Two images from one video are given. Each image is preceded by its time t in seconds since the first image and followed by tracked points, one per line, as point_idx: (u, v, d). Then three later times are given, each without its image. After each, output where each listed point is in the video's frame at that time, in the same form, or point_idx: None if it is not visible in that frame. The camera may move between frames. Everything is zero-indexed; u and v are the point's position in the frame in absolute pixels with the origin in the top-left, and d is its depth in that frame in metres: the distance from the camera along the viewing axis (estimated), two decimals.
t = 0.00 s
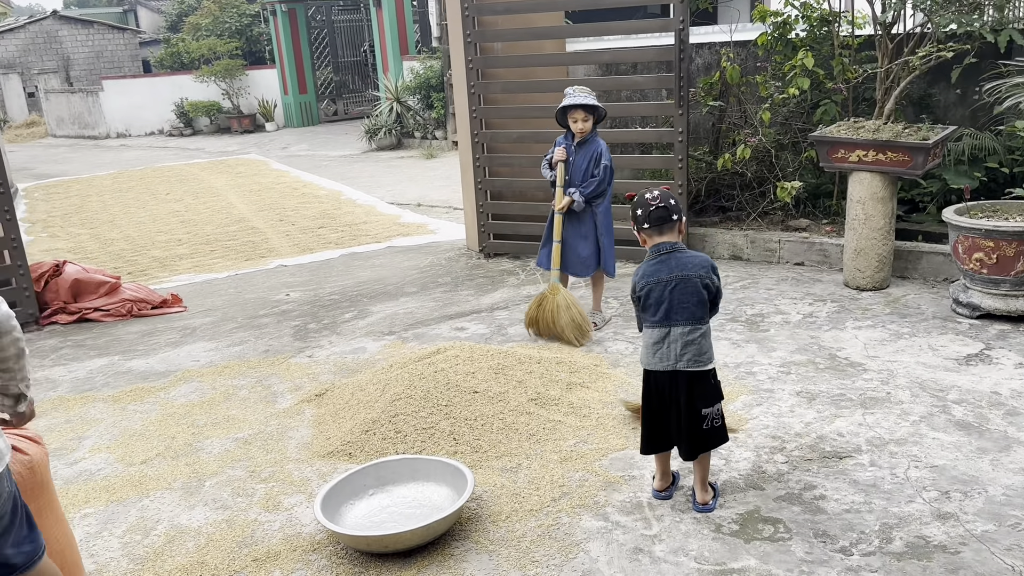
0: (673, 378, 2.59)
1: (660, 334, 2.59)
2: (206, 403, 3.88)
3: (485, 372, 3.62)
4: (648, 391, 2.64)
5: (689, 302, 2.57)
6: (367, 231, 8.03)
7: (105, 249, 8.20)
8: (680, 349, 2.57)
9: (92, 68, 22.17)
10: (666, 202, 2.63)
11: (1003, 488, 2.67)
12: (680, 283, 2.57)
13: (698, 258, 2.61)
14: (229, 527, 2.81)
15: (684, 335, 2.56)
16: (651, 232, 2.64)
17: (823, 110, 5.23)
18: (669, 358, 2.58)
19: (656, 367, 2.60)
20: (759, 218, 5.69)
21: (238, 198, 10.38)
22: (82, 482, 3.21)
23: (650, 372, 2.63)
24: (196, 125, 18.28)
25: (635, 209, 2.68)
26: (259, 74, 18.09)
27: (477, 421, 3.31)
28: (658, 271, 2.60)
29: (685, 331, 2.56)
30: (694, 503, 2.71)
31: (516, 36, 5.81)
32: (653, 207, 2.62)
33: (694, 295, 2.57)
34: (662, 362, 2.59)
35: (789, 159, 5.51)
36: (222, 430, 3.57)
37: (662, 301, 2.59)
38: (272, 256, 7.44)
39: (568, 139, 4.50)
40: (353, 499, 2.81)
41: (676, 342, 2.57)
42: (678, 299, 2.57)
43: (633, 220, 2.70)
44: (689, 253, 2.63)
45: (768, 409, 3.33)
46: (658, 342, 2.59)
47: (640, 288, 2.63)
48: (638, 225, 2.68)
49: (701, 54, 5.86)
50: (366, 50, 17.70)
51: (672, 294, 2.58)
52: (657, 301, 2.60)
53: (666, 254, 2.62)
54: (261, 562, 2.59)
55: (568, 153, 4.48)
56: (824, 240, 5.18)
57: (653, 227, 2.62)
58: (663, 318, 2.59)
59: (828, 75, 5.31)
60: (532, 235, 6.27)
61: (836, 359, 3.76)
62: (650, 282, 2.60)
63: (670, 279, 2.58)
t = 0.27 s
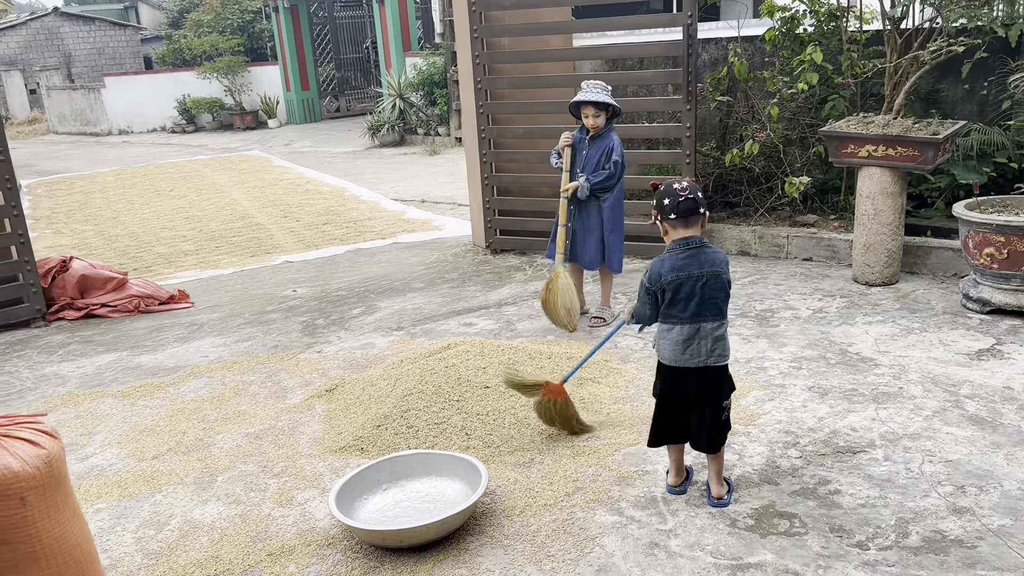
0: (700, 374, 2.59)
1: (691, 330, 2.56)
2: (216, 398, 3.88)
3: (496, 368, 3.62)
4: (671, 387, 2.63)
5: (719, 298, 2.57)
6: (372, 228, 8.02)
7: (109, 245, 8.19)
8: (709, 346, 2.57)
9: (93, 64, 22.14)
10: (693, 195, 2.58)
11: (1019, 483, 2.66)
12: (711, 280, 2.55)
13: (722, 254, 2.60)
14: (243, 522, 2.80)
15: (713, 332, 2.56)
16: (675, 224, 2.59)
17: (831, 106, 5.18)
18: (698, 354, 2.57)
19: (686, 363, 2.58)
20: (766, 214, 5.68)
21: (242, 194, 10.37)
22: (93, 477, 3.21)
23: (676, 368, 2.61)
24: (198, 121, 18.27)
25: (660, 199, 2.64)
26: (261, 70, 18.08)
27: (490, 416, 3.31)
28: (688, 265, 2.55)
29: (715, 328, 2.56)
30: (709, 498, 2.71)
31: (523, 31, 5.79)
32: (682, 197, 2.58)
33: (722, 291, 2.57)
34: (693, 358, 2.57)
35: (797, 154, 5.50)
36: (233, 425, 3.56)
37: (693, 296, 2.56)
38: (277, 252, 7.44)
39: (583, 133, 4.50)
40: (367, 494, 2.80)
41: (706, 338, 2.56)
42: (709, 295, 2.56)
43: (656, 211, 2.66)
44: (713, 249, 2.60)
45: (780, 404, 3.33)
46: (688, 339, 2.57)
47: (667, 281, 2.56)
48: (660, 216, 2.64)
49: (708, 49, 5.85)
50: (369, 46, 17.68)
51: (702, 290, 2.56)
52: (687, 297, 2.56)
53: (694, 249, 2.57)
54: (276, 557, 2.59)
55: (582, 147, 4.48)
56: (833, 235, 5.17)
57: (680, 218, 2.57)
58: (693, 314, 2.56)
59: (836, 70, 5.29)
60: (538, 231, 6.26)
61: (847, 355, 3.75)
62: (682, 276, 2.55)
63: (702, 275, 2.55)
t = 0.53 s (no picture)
0: (714, 371, 2.59)
1: (707, 326, 2.56)
2: (227, 392, 3.89)
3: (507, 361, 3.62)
4: (686, 380, 2.63)
5: (738, 296, 2.56)
6: (378, 223, 8.03)
7: (115, 241, 8.20)
8: (724, 343, 2.56)
9: (97, 61, 22.14)
10: (725, 188, 2.58)
11: None
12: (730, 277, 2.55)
13: (747, 253, 2.59)
14: (257, 514, 2.81)
15: (729, 329, 2.56)
16: (705, 217, 2.59)
17: (839, 100, 5.19)
18: (713, 351, 2.57)
19: (701, 358, 2.59)
20: (774, 209, 5.68)
21: (247, 191, 10.38)
22: (106, 470, 3.22)
23: (691, 362, 2.61)
24: (202, 118, 18.27)
25: (689, 191, 2.64)
26: (265, 67, 18.08)
27: (501, 409, 3.31)
28: (710, 260, 2.56)
29: (731, 326, 2.56)
30: (722, 490, 2.72)
31: (531, 26, 5.79)
32: (714, 190, 2.57)
33: (741, 290, 2.56)
34: (707, 354, 2.57)
35: (805, 149, 5.50)
36: (245, 418, 3.57)
37: (711, 292, 2.56)
38: (283, 247, 7.44)
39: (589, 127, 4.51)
40: (381, 486, 2.81)
41: (722, 335, 2.56)
42: (727, 293, 2.56)
43: (685, 203, 2.65)
44: (740, 247, 2.59)
45: (792, 398, 3.33)
46: (704, 334, 2.57)
47: (688, 274, 2.58)
48: (689, 208, 2.64)
49: (715, 45, 5.85)
50: (372, 43, 17.67)
51: (722, 286, 2.56)
52: (706, 291, 2.57)
53: (721, 245, 2.57)
54: (291, 548, 2.60)
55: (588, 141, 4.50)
56: (841, 230, 5.17)
57: (710, 212, 2.57)
58: (710, 310, 2.56)
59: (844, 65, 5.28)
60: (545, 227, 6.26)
61: (858, 349, 3.75)
62: (702, 270, 2.56)
63: (723, 271, 2.55)
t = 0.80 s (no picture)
0: (716, 372, 2.60)
1: (707, 327, 2.59)
2: (234, 391, 3.89)
3: (514, 361, 3.61)
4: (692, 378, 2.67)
5: (741, 299, 2.55)
6: (382, 222, 8.02)
7: (120, 239, 8.20)
8: (724, 345, 2.56)
9: (101, 59, 22.15)
10: (734, 188, 2.57)
11: None
12: (732, 279, 2.55)
13: (756, 253, 2.55)
14: (265, 513, 2.81)
15: (728, 331, 2.56)
16: (712, 219, 2.59)
17: (845, 99, 5.18)
18: (712, 352, 2.59)
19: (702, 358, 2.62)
20: (780, 208, 5.66)
21: (251, 189, 10.38)
22: (114, 469, 3.22)
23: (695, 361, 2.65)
24: (206, 117, 18.28)
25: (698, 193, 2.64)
26: (268, 66, 18.09)
27: (508, 409, 3.31)
28: (714, 261, 2.57)
29: (731, 328, 2.55)
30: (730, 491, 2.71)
31: (537, 25, 5.77)
32: (722, 191, 2.56)
33: (744, 292, 2.54)
34: (707, 354, 2.60)
35: (811, 148, 5.48)
36: (251, 418, 3.57)
37: (713, 293, 2.58)
38: (288, 246, 7.44)
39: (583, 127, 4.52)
40: (389, 486, 2.81)
41: (721, 337, 2.57)
42: (729, 295, 2.55)
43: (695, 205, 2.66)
44: (749, 247, 2.57)
45: (799, 398, 3.32)
46: (705, 334, 2.60)
47: (694, 274, 2.62)
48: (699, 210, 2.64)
49: (720, 44, 5.84)
50: (375, 41, 17.66)
51: (723, 289, 2.56)
52: (708, 292, 2.59)
53: (728, 245, 2.57)
54: (299, 548, 2.60)
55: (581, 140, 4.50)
56: (848, 230, 5.16)
57: (718, 213, 2.57)
58: (711, 311, 2.59)
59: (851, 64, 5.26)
60: (550, 226, 6.25)
61: (865, 349, 3.74)
62: (703, 272, 2.59)
63: (724, 273, 2.56)
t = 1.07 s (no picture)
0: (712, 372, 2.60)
1: (701, 327, 2.60)
2: (236, 391, 3.88)
3: (517, 362, 3.61)
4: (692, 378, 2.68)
5: (733, 299, 2.54)
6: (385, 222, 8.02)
7: (124, 239, 8.20)
8: (716, 345, 2.56)
9: (105, 59, 22.16)
10: (726, 191, 2.57)
11: None
12: (722, 280, 2.54)
13: (746, 253, 2.53)
14: (266, 515, 2.81)
15: (720, 332, 2.56)
16: (706, 223, 2.59)
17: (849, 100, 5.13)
18: (705, 352, 2.59)
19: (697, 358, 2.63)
20: (783, 209, 5.65)
21: (254, 189, 10.38)
22: (115, 470, 3.22)
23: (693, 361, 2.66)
24: (209, 116, 18.30)
25: (691, 198, 2.63)
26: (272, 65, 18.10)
27: (510, 411, 3.30)
28: (706, 262, 2.58)
29: (723, 328, 2.55)
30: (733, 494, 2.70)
31: (540, 25, 5.76)
32: (714, 194, 2.56)
33: (734, 293, 2.53)
34: (702, 354, 2.61)
35: (815, 149, 5.47)
36: (253, 418, 3.57)
37: (705, 293, 2.58)
38: (291, 246, 7.44)
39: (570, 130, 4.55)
40: (390, 487, 2.81)
41: (714, 337, 2.57)
42: (720, 295, 2.55)
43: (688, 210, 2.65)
44: (741, 246, 2.55)
45: (803, 400, 3.31)
46: (699, 334, 2.61)
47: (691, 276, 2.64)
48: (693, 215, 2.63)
49: (725, 43, 5.82)
50: (379, 41, 17.65)
51: (714, 289, 2.56)
52: (702, 293, 2.60)
53: (719, 245, 2.57)
54: (300, 549, 2.59)
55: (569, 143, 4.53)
56: (852, 230, 5.14)
57: (712, 216, 2.56)
58: (705, 311, 2.59)
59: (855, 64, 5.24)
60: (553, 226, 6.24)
61: (869, 351, 3.72)
62: (697, 273, 2.60)
63: (715, 274, 2.56)
